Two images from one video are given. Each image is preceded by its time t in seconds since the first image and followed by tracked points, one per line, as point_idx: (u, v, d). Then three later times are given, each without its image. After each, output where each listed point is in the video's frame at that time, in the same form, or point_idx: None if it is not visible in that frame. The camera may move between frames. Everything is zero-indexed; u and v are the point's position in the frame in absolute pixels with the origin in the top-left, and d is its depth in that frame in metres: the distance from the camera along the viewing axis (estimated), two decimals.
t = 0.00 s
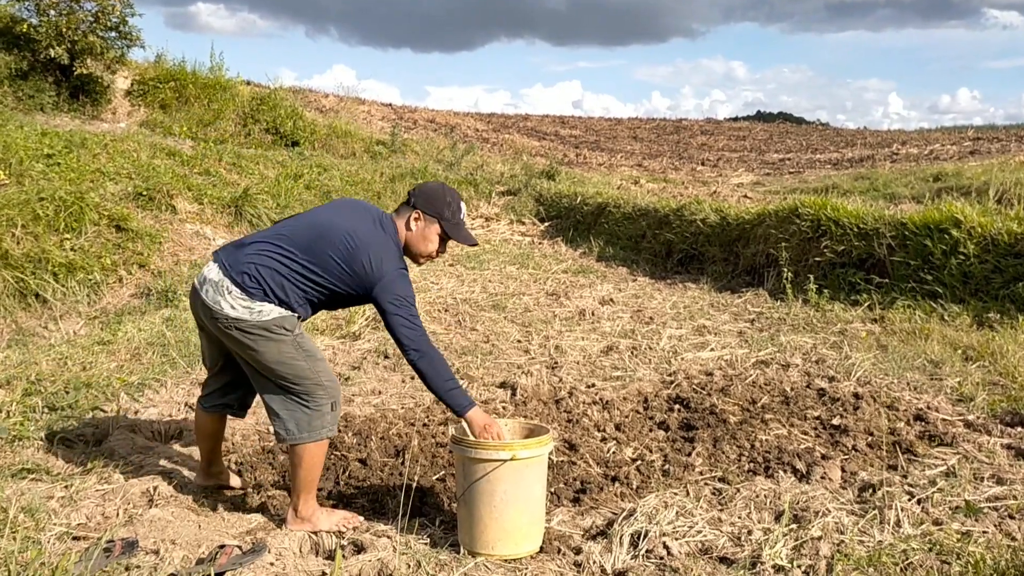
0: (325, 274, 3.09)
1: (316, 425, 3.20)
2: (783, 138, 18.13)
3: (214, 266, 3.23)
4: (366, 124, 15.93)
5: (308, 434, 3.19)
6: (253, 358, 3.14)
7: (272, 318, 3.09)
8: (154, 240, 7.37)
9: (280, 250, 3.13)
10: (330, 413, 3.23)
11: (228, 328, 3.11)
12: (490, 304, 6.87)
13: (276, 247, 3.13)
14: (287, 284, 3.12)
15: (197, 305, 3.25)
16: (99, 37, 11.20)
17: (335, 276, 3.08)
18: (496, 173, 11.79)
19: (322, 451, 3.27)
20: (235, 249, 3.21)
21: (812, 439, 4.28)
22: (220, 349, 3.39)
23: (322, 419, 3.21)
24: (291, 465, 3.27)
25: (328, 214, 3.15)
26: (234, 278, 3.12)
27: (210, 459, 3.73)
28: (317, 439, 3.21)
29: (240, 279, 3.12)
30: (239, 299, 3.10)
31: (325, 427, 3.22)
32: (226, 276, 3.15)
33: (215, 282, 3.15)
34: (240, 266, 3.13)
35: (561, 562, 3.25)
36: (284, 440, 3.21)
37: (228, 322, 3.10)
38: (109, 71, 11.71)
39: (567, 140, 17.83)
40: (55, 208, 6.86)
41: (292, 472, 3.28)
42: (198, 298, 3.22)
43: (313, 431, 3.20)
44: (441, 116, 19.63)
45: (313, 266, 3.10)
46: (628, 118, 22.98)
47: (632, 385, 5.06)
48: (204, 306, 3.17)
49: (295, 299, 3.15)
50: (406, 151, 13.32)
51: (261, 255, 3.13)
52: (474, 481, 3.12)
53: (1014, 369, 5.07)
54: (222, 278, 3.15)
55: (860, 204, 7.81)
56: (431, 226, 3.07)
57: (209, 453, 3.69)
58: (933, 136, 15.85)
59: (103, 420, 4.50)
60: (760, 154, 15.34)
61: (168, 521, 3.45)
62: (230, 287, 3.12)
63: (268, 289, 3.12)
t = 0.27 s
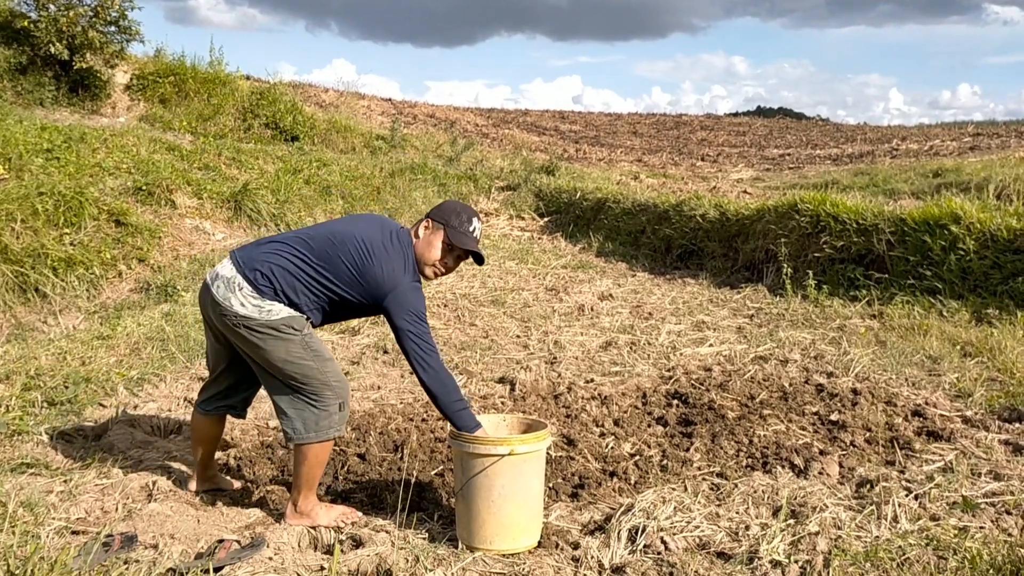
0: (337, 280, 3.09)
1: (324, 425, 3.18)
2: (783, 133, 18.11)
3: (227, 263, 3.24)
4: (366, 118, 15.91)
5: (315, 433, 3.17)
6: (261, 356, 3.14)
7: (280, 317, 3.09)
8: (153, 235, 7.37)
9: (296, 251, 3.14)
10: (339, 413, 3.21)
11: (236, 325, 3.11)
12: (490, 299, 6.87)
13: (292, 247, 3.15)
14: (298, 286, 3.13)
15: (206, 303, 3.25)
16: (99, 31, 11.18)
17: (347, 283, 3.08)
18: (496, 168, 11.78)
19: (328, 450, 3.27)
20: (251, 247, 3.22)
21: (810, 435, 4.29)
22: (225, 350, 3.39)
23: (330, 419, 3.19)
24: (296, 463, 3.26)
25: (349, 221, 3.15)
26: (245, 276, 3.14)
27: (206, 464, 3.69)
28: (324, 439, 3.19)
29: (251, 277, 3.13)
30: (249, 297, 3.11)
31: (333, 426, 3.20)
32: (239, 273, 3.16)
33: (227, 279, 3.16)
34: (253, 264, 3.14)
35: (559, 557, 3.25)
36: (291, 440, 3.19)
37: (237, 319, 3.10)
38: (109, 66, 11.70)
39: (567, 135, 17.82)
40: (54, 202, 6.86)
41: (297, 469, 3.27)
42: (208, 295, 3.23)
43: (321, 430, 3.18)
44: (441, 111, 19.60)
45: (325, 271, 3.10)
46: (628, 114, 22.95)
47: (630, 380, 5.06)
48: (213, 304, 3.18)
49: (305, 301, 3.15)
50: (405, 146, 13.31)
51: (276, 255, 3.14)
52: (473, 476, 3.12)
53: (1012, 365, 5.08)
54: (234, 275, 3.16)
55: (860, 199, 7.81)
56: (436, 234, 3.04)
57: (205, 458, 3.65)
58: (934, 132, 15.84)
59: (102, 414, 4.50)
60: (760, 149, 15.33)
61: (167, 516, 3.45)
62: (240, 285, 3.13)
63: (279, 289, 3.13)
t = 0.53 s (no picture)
0: (335, 278, 3.09)
1: (316, 428, 3.19)
2: (781, 128, 18.12)
3: (223, 262, 3.23)
4: (363, 120, 15.90)
5: (307, 435, 3.18)
6: (256, 356, 3.14)
7: (276, 317, 3.09)
8: (152, 239, 7.37)
9: (293, 249, 3.13)
10: (332, 416, 3.22)
11: (232, 325, 3.10)
12: (489, 299, 6.87)
13: (290, 245, 3.14)
14: (295, 284, 3.13)
15: (202, 301, 3.24)
16: (94, 37, 11.18)
17: (345, 281, 3.08)
18: (494, 168, 11.78)
19: (323, 452, 3.28)
20: (247, 245, 3.22)
21: (811, 430, 4.29)
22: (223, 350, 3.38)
23: (322, 421, 3.20)
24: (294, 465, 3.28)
25: (347, 219, 3.15)
26: (242, 274, 3.13)
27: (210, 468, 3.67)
28: (317, 441, 3.21)
29: (248, 276, 3.12)
30: (245, 296, 3.10)
31: (325, 429, 3.21)
32: (235, 271, 3.15)
33: (223, 278, 3.15)
34: (249, 263, 3.14)
35: (561, 555, 3.25)
36: (285, 442, 3.20)
37: (232, 318, 3.09)
38: (105, 71, 11.70)
39: (565, 133, 17.82)
40: (52, 208, 6.86)
41: (295, 471, 3.28)
42: (204, 294, 3.21)
43: (313, 433, 3.19)
44: (437, 112, 19.60)
45: (322, 268, 3.10)
46: (625, 112, 22.96)
47: (631, 378, 5.07)
48: (209, 303, 3.17)
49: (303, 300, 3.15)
50: (403, 147, 13.31)
51: (273, 253, 3.13)
52: (474, 476, 3.12)
53: (1012, 357, 5.08)
54: (231, 273, 3.15)
55: (858, 194, 7.81)
56: (436, 232, 3.04)
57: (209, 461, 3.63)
58: (931, 125, 15.85)
59: (103, 420, 4.50)
60: (758, 145, 15.33)
61: (169, 520, 3.46)
62: (236, 283, 3.12)
63: (277, 287, 3.12)
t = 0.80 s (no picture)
0: (322, 248, 3.10)
1: (304, 425, 3.20)
2: (780, 127, 18.12)
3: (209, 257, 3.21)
4: (362, 120, 15.90)
5: (295, 433, 3.19)
6: (248, 350, 3.12)
7: (272, 307, 3.08)
8: (152, 240, 7.36)
9: (275, 229, 3.12)
10: (320, 414, 3.23)
11: (225, 317, 3.08)
12: (489, 298, 6.87)
13: (271, 226, 3.13)
14: (286, 262, 3.12)
15: (194, 297, 3.21)
16: (94, 37, 11.17)
17: (331, 247, 3.09)
18: (493, 167, 11.78)
19: (316, 450, 3.29)
20: (229, 239, 3.20)
21: (811, 428, 4.29)
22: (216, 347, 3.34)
23: (311, 419, 3.21)
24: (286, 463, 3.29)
25: (322, 188, 3.16)
26: (231, 265, 3.11)
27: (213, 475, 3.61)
28: (305, 439, 3.22)
29: (239, 267, 3.10)
30: (238, 285, 3.08)
31: (314, 427, 3.22)
32: (224, 263, 3.13)
33: (214, 271, 3.12)
34: (236, 253, 3.12)
35: (562, 554, 3.26)
36: (273, 440, 3.21)
37: (226, 310, 3.07)
38: (104, 71, 11.70)
39: (564, 132, 17.81)
40: (52, 209, 6.86)
41: (289, 469, 3.30)
42: (196, 289, 3.18)
43: (302, 430, 3.20)
44: (437, 111, 19.59)
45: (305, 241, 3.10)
46: (624, 111, 22.96)
47: (631, 377, 5.07)
48: (202, 297, 3.14)
49: (295, 277, 3.14)
50: (403, 146, 13.31)
51: (257, 237, 3.12)
52: (474, 475, 3.13)
53: (1012, 356, 5.08)
54: (220, 266, 3.13)
55: (857, 192, 7.81)
56: (425, 187, 3.13)
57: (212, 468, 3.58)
58: (931, 123, 15.85)
59: (103, 420, 4.50)
60: (757, 144, 15.34)
61: (170, 520, 3.46)
62: (228, 274, 3.10)
63: (269, 270, 3.11)
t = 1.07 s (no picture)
0: (299, 215, 3.12)
1: (298, 421, 3.21)
2: (779, 126, 18.11)
3: (200, 261, 3.22)
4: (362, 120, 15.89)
5: (292, 430, 3.20)
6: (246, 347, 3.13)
7: (270, 302, 3.09)
8: (151, 240, 7.36)
9: (250, 214, 3.13)
10: (317, 411, 3.24)
11: (224, 316, 3.10)
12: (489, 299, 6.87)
13: (247, 213, 3.14)
14: (274, 240, 3.13)
15: (192, 299, 3.22)
16: (93, 37, 11.16)
17: (308, 209, 3.11)
18: (493, 167, 11.77)
19: (312, 448, 3.30)
20: (211, 242, 3.21)
21: (811, 428, 4.29)
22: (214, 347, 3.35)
23: (306, 415, 3.22)
24: (285, 462, 3.29)
25: (276, 159, 3.17)
26: (224, 262, 3.12)
27: (214, 475, 3.61)
28: (302, 436, 3.23)
29: (232, 263, 3.11)
30: (232, 280, 3.09)
31: (310, 423, 3.23)
32: (215, 263, 3.14)
33: (208, 272, 3.14)
34: (225, 250, 3.13)
35: (562, 554, 3.25)
36: (271, 439, 3.22)
37: (225, 308, 3.08)
38: (104, 71, 11.69)
39: (564, 132, 17.81)
40: (51, 209, 6.85)
41: (287, 467, 3.30)
42: (193, 291, 3.20)
43: (297, 427, 3.21)
44: (436, 111, 19.58)
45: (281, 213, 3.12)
46: (623, 110, 22.95)
47: (631, 377, 5.07)
48: (200, 298, 3.15)
49: (285, 253, 3.16)
50: (402, 146, 13.31)
51: (239, 228, 3.14)
52: (474, 476, 3.12)
53: (1012, 355, 5.08)
54: (213, 266, 3.14)
55: (857, 191, 7.81)
56: (377, 126, 3.23)
57: (213, 468, 3.57)
58: (930, 122, 15.84)
59: (103, 421, 4.50)
60: (757, 143, 15.33)
61: (170, 521, 3.46)
62: (224, 272, 3.11)
63: (260, 254, 3.12)
